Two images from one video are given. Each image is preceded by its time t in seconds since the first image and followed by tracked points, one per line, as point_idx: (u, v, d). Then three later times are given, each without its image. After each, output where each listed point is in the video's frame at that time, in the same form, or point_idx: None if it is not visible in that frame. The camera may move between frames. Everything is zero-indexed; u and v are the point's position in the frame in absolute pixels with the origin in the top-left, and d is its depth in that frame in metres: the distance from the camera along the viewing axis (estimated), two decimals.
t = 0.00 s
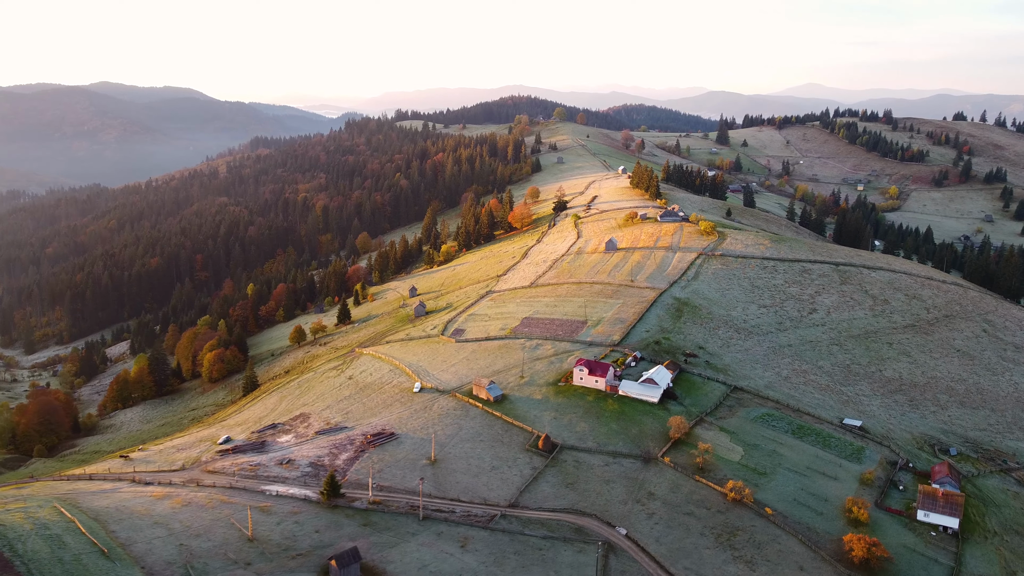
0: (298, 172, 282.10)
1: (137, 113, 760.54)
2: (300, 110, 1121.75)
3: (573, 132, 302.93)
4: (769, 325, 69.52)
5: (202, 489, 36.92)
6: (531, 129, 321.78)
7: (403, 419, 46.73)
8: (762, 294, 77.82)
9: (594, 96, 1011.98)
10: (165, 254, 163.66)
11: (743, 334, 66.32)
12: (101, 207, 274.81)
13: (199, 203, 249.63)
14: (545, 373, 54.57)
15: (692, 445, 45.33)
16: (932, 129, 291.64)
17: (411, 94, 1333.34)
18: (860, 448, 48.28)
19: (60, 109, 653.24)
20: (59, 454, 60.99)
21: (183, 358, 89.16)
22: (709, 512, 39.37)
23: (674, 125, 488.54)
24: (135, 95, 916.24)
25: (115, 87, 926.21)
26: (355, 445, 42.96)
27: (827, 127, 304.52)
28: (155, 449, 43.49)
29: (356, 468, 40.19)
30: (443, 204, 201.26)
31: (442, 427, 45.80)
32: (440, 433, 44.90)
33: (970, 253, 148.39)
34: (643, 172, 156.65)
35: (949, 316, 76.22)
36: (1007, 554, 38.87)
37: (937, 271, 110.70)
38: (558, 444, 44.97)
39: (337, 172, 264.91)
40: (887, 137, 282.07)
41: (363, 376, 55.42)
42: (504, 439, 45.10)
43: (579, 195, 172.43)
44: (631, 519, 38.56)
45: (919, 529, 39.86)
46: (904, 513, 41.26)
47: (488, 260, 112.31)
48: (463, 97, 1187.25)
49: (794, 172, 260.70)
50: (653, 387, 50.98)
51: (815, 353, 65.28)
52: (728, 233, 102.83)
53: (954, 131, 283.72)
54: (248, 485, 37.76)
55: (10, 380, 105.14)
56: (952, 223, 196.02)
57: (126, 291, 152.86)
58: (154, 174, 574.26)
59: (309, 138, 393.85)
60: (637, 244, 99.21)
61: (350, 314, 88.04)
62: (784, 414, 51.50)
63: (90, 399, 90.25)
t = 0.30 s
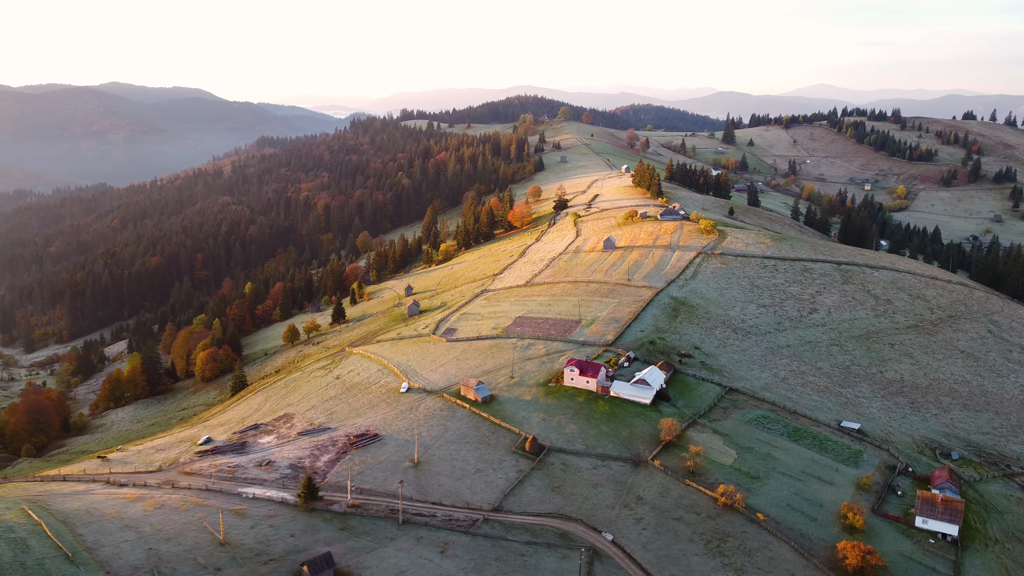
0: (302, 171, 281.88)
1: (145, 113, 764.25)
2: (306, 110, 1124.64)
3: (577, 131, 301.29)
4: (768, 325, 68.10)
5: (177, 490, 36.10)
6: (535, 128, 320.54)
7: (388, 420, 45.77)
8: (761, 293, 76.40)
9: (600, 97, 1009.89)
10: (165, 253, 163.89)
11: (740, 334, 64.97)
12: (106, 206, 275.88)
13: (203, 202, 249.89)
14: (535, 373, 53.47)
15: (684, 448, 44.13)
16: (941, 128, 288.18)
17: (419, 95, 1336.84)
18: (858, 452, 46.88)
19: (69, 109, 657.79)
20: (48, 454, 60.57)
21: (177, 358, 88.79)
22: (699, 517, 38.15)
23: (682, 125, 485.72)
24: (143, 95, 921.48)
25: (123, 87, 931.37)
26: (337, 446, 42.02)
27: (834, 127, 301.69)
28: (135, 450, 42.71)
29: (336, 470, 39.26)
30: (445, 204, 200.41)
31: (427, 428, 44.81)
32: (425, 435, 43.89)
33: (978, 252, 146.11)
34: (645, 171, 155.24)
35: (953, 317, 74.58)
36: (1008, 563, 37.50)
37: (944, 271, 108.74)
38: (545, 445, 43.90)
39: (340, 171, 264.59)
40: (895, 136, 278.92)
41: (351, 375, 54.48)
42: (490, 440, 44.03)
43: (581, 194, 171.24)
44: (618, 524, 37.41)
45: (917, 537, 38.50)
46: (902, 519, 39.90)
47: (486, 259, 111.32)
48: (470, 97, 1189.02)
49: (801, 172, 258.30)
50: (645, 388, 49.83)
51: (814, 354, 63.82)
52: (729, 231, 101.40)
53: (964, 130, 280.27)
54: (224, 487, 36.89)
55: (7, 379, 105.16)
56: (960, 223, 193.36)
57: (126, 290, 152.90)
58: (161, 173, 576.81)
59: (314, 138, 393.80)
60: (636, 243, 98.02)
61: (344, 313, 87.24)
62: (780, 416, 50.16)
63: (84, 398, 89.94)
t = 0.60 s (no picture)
0: (305, 170, 281.73)
1: (152, 113, 767.52)
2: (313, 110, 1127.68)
3: (582, 129, 299.60)
4: (766, 325, 66.68)
5: (150, 492, 35.28)
6: (540, 127, 318.91)
7: (372, 420, 44.79)
8: (760, 292, 74.90)
9: (606, 96, 1006.59)
10: (165, 252, 163.70)
11: (737, 334, 63.65)
12: (110, 204, 276.56)
13: (206, 201, 250.38)
14: (525, 373, 52.42)
15: (674, 451, 42.91)
16: (950, 127, 284.51)
17: (425, 94, 1337.20)
18: (855, 455, 45.54)
19: (78, 109, 662.49)
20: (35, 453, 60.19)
21: (170, 357, 88.29)
22: (687, 522, 36.92)
23: (689, 124, 482.75)
24: (151, 94, 926.49)
25: (130, 86, 936.11)
26: (318, 447, 41.07)
27: (842, 125, 298.73)
28: (113, 451, 41.97)
29: (315, 472, 38.32)
30: (447, 202, 199.45)
31: (411, 429, 43.82)
32: (408, 436, 42.89)
33: (985, 252, 143.77)
34: (646, 169, 153.73)
35: (957, 317, 72.90)
36: (1009, 571, 36.11)
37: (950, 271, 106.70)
38: (532, 447, 42.85)
39: (343, 170, 264.17)
40: (903, 135, 275.74)
41: (338, 374, 53.52)
42: (475, 442, 43.01)
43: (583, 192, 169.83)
44: (603, 529, 36.28)
45: (914, 544, 37.17)
46: (898, 525, 38.57)
47: (483, 258, 110.25)
48: (475, 97, 1188.42)
49: (808, 171, 255.67)
50: (637, 388, 48.65)
51: (813, 355, 62.33)
52: (729, 229, 99.88)
53: (973, 129, 276.71)
54: (199, 488, 36.01)
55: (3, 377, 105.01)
56: (969, 222, 190.64)
57: (126, 289, 152.72)
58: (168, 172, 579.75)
59: (318, 137, 393.96)
60: (634, 241, 96.73)
61: (338, 311, 86.43)
62: (774, 418, 48.86)
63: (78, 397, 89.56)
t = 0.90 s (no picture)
0: (309, 169, 281.38)
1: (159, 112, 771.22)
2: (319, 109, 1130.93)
3: (587, 128, 297.83)
4: (763, 325, 65.17)
5: (122, 494, 34.46)
6: (545, 125, 317.50)
7: (355, 420, 43.82)
8: (758, 291, 73.35)
9: (613, 96, 1003.71)
10: (166, 250, 163.66)
11: (734, 334, 62.29)
12: (115, 203, 277.53)
13: (209, 199, 250.56)
14: (514, 373, 51.36)
15: (663, 453, 41.74)
16: (959, 126, 280.96)
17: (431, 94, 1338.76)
18: (851, 459, 44.16)
19: (86, 108, 666.07)
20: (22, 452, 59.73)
21: (165, 355, 87.90)
22: (674, 528, 35.71)
23: (695, 124, 480.10)
24: (158, 93, 930.52)
25: (138, 86, 941.54)
26: (297, 448, 40.12)
27: (850, 124, 295.71)
28: (90, 451, 41.23)
29: (293, 473, 37.39)
30: (449, 201, 198.61)
31: (394, 430, 42.85)
32: (391, 437, 41.90)
33: (993, 252, 141.48)
34: (648, 167, 152.09)
35: (961, 318, 71.19)
36: None
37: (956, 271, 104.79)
38: (517, 449, 41.82)
39: (346, 169, 263.84)
40: (911, 134, 272.50)
41: (324, 374, 52.58)
42: (459, 443, 41.99)
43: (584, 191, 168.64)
44: (587, 534, 35.16)
45: (910, 551, 35.83)
46: (894, 532, 37.22)
47: (481, 256, 109.27)
48: (481, 96, 1188.24)
49: (815, 170, 253.13)
50: (627, 389, 47.51)
51: (811, 355, 60.75)
52: (729, 228, 98.42)
53: (983, 128, 273.19)
54: (172, 490, 35.12)
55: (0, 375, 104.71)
56: (978, 222, 187.96)
57: (126, 287, 152.70)
58: (175, 171, 582.17)
59: (323, 136, 393.80)
60: (632, 239, 95.54)
61: (333, 309, 85.64)
62: (768, 420, 47.54)
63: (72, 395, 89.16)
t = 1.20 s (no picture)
0: (313, 168, 280.96)
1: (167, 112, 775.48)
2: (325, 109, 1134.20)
3: (591, 127, 296.06)
4: (760, 324, 63.28)
5: (91, 495, 33.63)
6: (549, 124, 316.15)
7: (335, 420, 42.83)
8: (756, 290, 71.56)
9: (619, 96, 1000.50)
10: (167, 248, 163.74)
11: (729, 333, 60.78)
12: (119, 202, 278.67)
13: (212, 198, 250.63)
14: (501, 372, 50.31)
15: (650, 456, 40.47)
16: (969, 125, 277.23)
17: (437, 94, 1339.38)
18: (846, 462, 42.60)
19: (94, 108, 669.67)
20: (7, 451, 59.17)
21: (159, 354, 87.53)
22: (659, 534, 34.45)
23: (701, 123, 477.21)
24: (166, 92, 934.62)
25: (146, 85, 946.85)
26: (275, 449, 39.16)
27: (858, 123, 292.58)
28: (65, 451, 40.51)
29: (268, 474, 36.42)
30: (451, 199, 197.75)
31: (375, 430, 41.85)
32: (371, 437, 40.89)
33: (1000, 251, 139.17)
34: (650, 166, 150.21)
35: (965, 318, 69.21)
36: None
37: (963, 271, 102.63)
38: (500, 451, 40.74)
39: (349, 167, 263.40)
40: (920, 133, 269.06)
41: (308, 373, 51.55)
42: (441, 444, 41.00)
43: (586, 189, 167.45)
44: (568, 540, 33.99)
45: (904, 560, 34.35)
46: (888, 539, 35.74)
47: (478, 254, 108.22)
48: (487, 96, 1188.54)
49: (821, 169, 250.52)
50: (616, 389, 46.38)
51: (809, 355, 58.71)
52: (729, 226, 96.98)
53: (993, 127, 269.73)
54: (143, 491, 34.23)
55: None
56: (987, 222, 185.14)
57: (126, 285, 152.71)
58: (182, 170, 584.20)
59: (328, 135, 393.50)
60: (630, 237, 94.37)
61: (326, 308, 84.81)
62: (761, 422, 46.03)
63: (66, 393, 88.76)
